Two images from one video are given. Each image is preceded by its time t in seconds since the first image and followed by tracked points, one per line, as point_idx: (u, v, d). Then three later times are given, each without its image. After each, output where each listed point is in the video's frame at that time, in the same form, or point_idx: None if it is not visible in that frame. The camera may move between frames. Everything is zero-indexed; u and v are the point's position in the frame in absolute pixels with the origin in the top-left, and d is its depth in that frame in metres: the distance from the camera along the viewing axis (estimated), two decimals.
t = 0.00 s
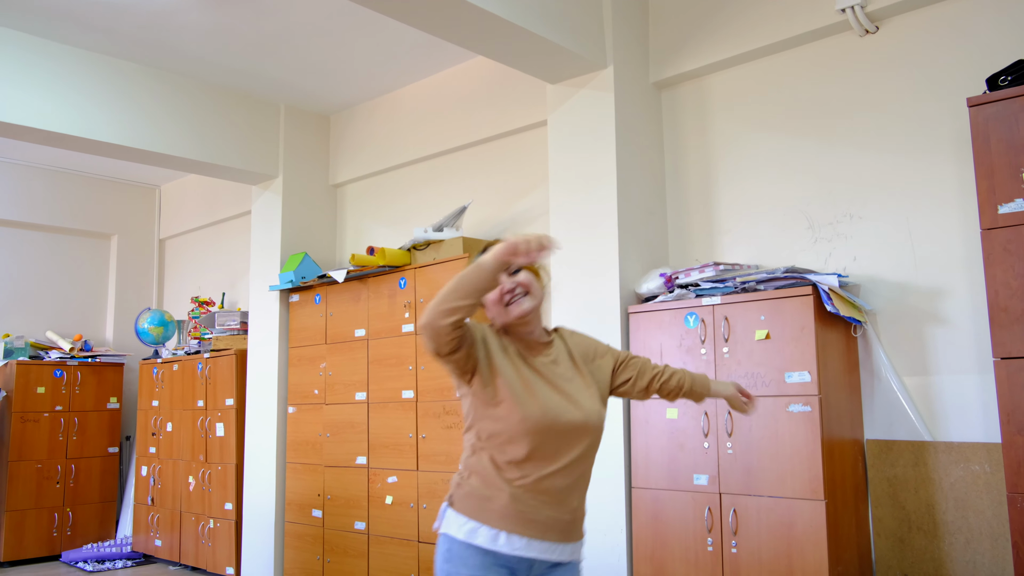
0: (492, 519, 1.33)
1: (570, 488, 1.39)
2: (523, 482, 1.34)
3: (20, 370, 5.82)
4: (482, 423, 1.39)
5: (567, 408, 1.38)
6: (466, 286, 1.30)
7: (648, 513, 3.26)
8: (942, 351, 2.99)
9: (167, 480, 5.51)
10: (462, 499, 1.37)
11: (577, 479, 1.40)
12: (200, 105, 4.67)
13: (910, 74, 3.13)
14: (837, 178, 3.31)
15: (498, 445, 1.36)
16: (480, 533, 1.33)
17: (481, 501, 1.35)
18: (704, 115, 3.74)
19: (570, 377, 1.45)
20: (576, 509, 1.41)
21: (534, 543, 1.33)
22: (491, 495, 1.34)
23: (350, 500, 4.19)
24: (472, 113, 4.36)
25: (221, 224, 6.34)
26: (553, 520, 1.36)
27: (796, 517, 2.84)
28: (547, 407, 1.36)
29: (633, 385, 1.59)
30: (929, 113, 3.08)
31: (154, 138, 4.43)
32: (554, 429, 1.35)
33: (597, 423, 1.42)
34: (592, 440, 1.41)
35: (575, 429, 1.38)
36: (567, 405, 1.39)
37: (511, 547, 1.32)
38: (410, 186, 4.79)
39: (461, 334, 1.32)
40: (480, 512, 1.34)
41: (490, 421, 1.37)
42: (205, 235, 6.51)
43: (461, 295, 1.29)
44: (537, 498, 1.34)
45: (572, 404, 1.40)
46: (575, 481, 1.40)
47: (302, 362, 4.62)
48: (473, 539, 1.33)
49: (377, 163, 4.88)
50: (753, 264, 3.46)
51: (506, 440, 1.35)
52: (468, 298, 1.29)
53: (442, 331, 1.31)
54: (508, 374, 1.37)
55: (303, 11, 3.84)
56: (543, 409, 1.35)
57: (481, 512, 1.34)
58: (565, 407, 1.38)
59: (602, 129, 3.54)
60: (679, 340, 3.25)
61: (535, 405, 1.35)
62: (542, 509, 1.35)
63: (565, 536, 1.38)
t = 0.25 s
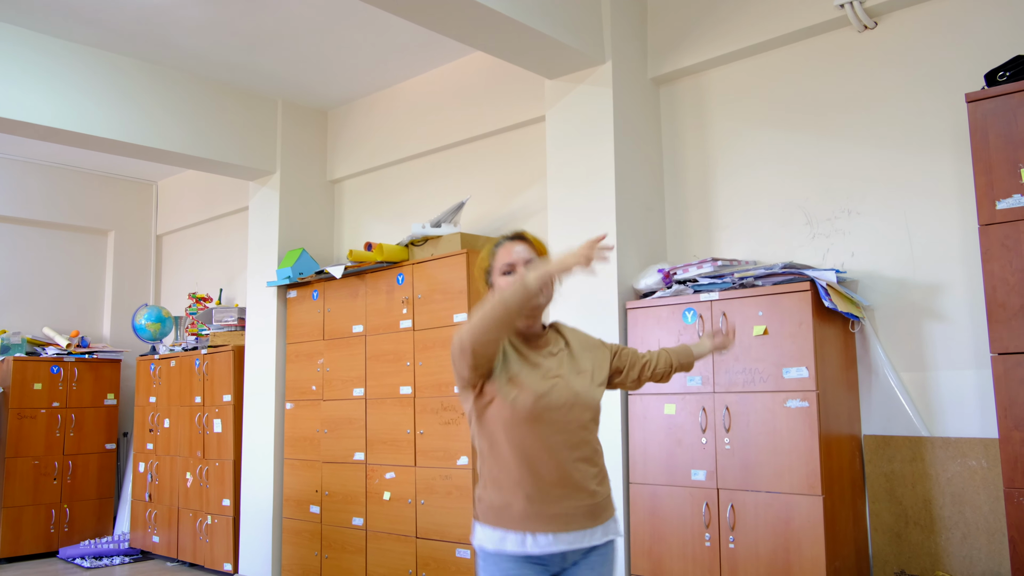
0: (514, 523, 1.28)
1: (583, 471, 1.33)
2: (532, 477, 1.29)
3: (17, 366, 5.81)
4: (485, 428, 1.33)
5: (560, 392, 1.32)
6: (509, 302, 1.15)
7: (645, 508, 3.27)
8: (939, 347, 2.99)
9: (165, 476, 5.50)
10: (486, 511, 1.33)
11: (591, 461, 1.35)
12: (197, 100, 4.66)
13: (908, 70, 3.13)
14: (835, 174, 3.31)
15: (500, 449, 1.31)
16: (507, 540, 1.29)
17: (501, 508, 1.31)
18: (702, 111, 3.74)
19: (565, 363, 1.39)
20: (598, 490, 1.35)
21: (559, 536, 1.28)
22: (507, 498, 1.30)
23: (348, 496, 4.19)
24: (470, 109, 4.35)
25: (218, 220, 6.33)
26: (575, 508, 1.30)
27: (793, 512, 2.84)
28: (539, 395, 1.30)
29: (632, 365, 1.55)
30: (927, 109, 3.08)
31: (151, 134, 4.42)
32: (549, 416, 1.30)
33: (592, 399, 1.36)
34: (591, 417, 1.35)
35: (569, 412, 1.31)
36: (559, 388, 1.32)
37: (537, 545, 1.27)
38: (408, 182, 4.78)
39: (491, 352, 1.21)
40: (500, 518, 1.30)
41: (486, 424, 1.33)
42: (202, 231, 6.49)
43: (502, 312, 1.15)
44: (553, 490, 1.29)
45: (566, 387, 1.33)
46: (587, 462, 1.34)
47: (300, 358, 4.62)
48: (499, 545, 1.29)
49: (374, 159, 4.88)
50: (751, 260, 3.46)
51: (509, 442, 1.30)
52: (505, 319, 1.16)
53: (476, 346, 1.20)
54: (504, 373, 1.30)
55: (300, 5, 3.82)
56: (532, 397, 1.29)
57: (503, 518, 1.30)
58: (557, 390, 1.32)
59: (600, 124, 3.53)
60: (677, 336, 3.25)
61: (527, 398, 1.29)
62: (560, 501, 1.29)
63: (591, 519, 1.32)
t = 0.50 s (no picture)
0: (515, 525, 1.30)
1: (582, 472, 1.32)
2: (528, 481, 1.30)
3: (14, 362, 5.81)
4: (482, 438, 1.36)
5: (546, 395, 1.31)
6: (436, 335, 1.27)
7: (643, 503, 3.27)
8: (937, 343, 2.99)
9: (162, 472, 5.50)
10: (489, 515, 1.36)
11: (589, 457, 1.34)
12: (194, 96, 4.65)
13: (907, 66, 3.13)
14: (834, 170, 3.31)
15: (496, 454, 1.33)
16: (511, 541, 1.30)
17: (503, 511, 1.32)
18: (700, 107, 3.73)
19: (557, 364, 1.36)
20: (602, 487, 1.34)
21: (558, 537, 1.29)
22: (507, 502, 1.32)
23: (346, 491, 4.19)
24: (469, 104, 4.34)
25: (216, 216, 6.32)
26: (574, 507, 1.30)
27: (790, 508, 2.85)
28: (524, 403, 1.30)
29: (633, 341, 1.49)
30: (925, 105, 3.08)
31: (149, 130, 4.41)
32: (537, 421, 1.30)
33: (586, 400, 1.34)
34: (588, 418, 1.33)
35: (558, 414, 1.30)
36: (546, 392, 1.32)
37: (536, 545, 1.29)
38: (406, 178, 4.78)
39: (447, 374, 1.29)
40: (502, 521, 1.32)
41: (482, 435, 1.35)
42: (200, 227, 6.48)
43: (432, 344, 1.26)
44: (549, 493, 1.30)
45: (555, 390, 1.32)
46: (586, 462, 1.33)
47: (298, 354, 4.61)
48: (503, 548, 1.31)
49: (372, 154, 4.87)
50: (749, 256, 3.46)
51: (501, 449, 1.32)
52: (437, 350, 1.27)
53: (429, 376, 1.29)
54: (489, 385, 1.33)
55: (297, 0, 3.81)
56: (517, 405, 1.30)
57: (505, 520, 1.32)
58: (543, 394, 1.31)
59: (598, 120, 3.53)
60: (674, 332, 3.25)
61: (513, 407, 1.30)
62: (557, 503, 1.30)
63: (593, 517, 1.32)
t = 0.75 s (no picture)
0: (483, 515, 1.36)
1: (545, 468, 1.32)
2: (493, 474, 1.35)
3: (14, 359, 5.81)
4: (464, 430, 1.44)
5: (507, 389, 1.35)
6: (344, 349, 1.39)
7: (642, 501, 3.27)
8: (936, 341, 2.99)
9: (161, 469, 5.50)
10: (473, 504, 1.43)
11: (555, 455, 1.33)
12: (194, 93, 4.65)
13: (907, 64, 3.12)
14: (833, 168, 3.30)
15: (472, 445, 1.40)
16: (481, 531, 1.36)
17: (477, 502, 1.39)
18: (699, 105, 3.73)
19: (527, 357, 1.38)
20: (569, 484, 1.32)
21: (520, 530, 1.31)
22: (478, 493, 1.38)
23: (345, 489, 4.19)
24: (468, 102, 4.34)
25: (215, 213, 6.32)
26: (536, 503, 1.31)
27: (789, 505, 2.85)
28: (484, 398, 1.35)
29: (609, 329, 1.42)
30: (925, 103, 3.07)
31: (148, 127, 4.40)
32: (496, 417, 1.34)
33: (548, 395, 1.33)
34: (551, 413, 1.33)
35: (515, 411, 1.33)
36: (507, 389, 1.35)
37: (501, 537, 1.32)
38: (405, 175, 4.77)
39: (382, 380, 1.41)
40: (475, 511, 1.38)
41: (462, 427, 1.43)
42: (199, 224, 6.48)
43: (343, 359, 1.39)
44: (510, 487, 1.33)
45: (515, 385, 1.35)
46: (550, 458, 1.32)
47: (297, 351, 4.61)
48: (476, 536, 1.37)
49: (372, 152, 4.86)
50: (748, 254, 3.46)
51: (473, 441, 1.38)
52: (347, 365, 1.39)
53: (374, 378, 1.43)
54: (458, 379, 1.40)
55: None
56: (478, 401, 1.36)
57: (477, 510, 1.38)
58: (504, 391, 1.35)
59: (597, 117, 3.52)
60: (674, 330, 3.25)
61: (476, 401, 1.36)
62: (517, 497, 1.32)
63: (556, 514, 1.31)
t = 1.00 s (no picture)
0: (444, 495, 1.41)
1: (495, 456, 1.33)
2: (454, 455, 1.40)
3: (12, 356, 5.80)
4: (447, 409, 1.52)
5: (473, 374, 1.40)
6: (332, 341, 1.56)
7: (642, 499, 3.26)
8: (937, 338, 2.98)
9: (160, 467, 5.50)
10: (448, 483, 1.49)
11: (506, 444, 1.33)
12: (192, 89, 4.63)
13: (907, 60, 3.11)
14: (833, 165, 3.29)
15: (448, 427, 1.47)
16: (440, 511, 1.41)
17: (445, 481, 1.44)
18: (699, 101, 3.72)
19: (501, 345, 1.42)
20: (518, 477, 1.32)
21: (467, 516, 1.34)
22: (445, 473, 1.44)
23: (344, 486, 4.18)
24: (468, 98, 4.32)
25: (214, 211, 6.31)
26: (481, 488, 1.33)
27: (790, 502, 2.84)
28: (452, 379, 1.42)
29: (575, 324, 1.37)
30: (926, 99, 3.06)
31: (146, 124, 4.39)
32: (459, 400, 1.39)
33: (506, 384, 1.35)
34: (508, 402, 1.34)
35: (476, 391, 1.37)
36: (475, 371, 1.40)
37: (452, 520, 1.36)
38: (405, 172, 4.76)
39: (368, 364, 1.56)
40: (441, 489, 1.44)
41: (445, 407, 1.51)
42: (198, 222, 6.47)
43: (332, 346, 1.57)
44: (464, 469, 1.36)
45: (480, 371, 1.39)
46: (501, 448, 1.33)
47: (296, 349, 4.61)
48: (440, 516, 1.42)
49: (371, 149, 4.85)
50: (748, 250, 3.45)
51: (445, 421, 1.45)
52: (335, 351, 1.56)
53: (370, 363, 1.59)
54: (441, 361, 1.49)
55: None
56: (448, 380, 1.43)
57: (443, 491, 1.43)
58: (471, 373, 1.40)
59: (597, 114, 3.51)
60: (674, 327, 3.24)
61: (446, 382, 1.44)
62: (467, 481, 1.35)
63: (501, 506, 1.31)
